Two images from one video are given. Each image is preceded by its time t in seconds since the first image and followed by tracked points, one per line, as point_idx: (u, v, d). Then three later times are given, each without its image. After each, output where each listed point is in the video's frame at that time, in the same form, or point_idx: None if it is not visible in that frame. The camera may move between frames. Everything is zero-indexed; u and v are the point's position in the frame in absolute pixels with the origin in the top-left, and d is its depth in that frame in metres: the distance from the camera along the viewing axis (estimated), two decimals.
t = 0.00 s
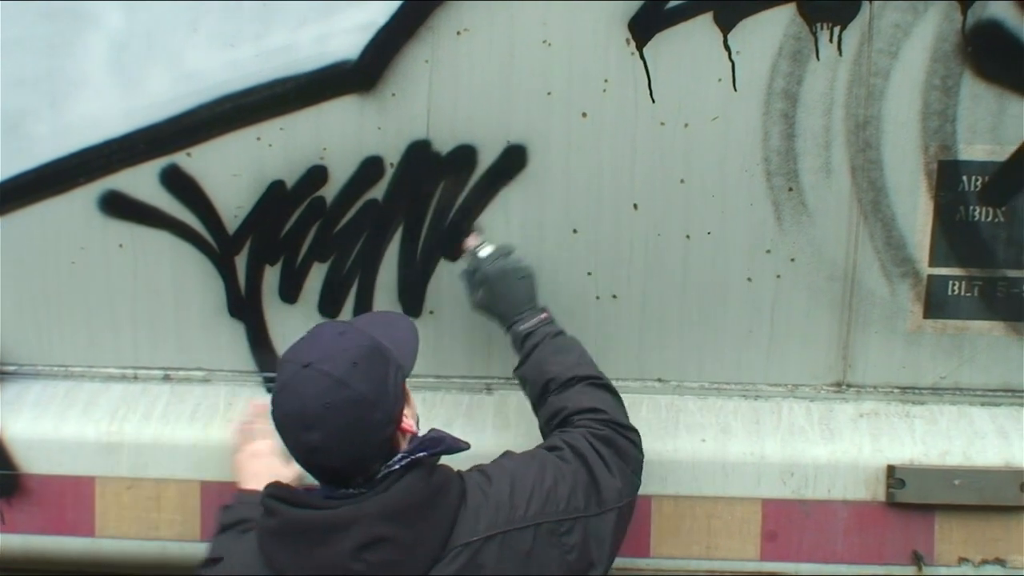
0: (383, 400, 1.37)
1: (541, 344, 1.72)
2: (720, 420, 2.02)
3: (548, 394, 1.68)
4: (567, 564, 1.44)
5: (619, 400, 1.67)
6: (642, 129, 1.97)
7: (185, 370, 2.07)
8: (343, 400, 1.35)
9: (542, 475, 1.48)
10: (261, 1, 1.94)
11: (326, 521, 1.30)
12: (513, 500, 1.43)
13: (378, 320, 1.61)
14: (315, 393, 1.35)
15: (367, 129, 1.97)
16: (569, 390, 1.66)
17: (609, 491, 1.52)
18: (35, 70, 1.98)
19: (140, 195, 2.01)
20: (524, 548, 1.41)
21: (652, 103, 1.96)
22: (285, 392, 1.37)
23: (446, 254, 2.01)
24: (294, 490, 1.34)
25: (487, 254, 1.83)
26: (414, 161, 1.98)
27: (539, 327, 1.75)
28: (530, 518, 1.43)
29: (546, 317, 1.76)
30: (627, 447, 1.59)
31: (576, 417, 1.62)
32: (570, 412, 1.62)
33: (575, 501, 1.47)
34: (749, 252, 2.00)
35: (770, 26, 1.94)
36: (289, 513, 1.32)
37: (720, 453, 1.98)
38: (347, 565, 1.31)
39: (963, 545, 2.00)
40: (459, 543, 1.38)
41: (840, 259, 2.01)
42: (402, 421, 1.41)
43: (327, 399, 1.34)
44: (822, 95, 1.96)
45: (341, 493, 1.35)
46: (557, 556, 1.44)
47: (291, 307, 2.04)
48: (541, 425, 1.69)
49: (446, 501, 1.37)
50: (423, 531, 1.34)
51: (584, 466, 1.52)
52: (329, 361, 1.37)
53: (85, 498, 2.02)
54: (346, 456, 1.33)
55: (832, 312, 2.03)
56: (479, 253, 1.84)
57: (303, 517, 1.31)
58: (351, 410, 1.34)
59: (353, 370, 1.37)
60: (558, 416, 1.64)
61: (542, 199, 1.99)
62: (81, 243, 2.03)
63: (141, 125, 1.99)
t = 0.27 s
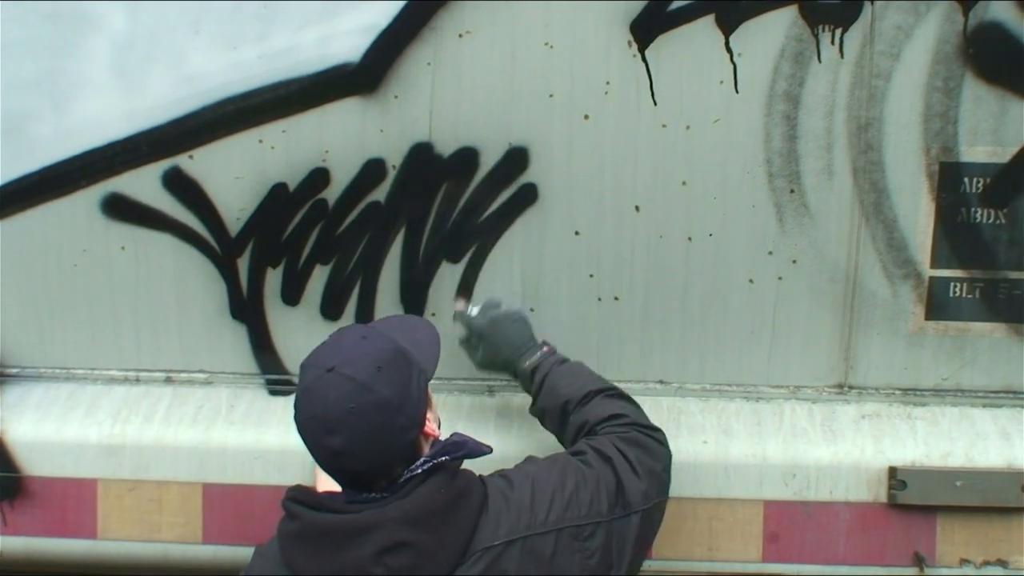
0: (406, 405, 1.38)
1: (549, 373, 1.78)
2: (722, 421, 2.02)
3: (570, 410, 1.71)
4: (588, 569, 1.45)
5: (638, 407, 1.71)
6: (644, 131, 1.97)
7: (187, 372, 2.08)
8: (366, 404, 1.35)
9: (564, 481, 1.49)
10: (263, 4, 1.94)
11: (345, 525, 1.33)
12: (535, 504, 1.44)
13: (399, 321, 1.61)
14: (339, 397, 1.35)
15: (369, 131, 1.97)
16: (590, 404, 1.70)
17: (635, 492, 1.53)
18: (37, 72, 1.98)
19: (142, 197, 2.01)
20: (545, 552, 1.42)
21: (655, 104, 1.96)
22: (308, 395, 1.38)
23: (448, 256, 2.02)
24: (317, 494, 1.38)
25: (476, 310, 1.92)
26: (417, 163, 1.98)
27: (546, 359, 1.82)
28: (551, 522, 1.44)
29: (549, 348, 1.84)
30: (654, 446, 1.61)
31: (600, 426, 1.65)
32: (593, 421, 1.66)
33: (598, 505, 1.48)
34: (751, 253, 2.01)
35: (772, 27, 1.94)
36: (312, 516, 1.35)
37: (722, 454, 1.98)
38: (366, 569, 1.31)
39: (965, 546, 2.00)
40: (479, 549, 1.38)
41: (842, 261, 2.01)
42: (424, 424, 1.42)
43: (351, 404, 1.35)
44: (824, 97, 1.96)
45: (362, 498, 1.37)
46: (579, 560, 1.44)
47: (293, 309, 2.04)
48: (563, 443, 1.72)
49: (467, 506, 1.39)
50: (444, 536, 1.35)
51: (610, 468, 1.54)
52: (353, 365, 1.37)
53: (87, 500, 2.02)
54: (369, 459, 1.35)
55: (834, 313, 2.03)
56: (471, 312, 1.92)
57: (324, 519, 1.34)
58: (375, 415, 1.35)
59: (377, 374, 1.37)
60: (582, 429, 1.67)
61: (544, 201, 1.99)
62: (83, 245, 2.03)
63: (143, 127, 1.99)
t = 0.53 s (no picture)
0: (418, 399, 1.38)
1: (607, 307, 1.72)
2: (719, 421, 2.02)
3: (598, 362, 1.69)
4: (596, 559, 1.47)
5: (665, 386, 1.66)
6: (641, 130, 1.97)
7: (184, 373, 2.08)
8: (379, 400, 1.35)
9: (574, 473, 1.49)
10: (260, 3, 1.94)
11: (358, 517, 1.33)
12: (545, 497, 1.46)
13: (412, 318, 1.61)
14: (350, 392, 1.35)
15: (366, 130, 1.97)
16: (618, 365, 1.66)
17: (641, 483, 1.54)
18: (34, 72, 1.98)
19: (139, 197, 2.01)
20: (555, 544, 1.43)
21: (651, 104, 1.96)
22: (321, 391, 1.38)
23: (445, 255, 2.02)
24: (329, 487, 1.37)
25: (588, 198, 1.84)
26: (413, 163, 1.98)
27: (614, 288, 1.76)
28: (562, 514, 1.45)
29: (621, 279, 1.78)
30: (662, 438, 1.60)
31: (619, 398, 1.62)
32: (613, 391, 1.63)
33: (606, 495, 1.50)
34: (748, 252, 2.01)
35: (768, 27, 1.94)
36: (324, 510, 1.34)
37: (719, 453, 1.98)
38: (379, 562, 1.31)
39: (962, 545, 2.01)
40: (492, 541, 1.40)
41: (838, 259, 2.01)
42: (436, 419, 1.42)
43: (364, 399, 1.35)
44: (820, 96, 1.96)
45: (374, 491, 1.36)
46: (587, 551, 1.46)
47: (290, 308, 2.04)
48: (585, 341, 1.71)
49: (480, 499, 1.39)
50: (456, 529, 1.36)
51: (616, 458, 1.54)
52: (365, 361, 1.37)
53: (84, 500, 2.02)
54: (382, 454, 1.34)
55: (831, 312, 2.03)
56: (582, 194, 1.84)
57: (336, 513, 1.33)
58: (388, 409, 1.35)
59: (388, 369, 1.37)
60: (601, 390, 1.64)
61: (541, 200, 1.99)
62: (80, 245, 2.03)
63: (140, 127, 1.99)
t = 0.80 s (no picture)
0: (414, 407, 1.35)
1: (582, 359, 1.71)
2: (716, 421, 2.02)
3: (596, 400, 1.65)
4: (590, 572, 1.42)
5: (666, 399, 1.63)
6: (638, 131, 1.97)
7: (182, 374, 2.08)
8: (374, 404, 1.33)
9: (568, 485, 1.45)
10: (257, 5, 1.94)
11: (348, 519, 1.31)
12: (535, 510, 1.42)
13: (416, 327, 1.61)
14: (346, 396, 1.33)
15: (363, 132, 1.97)
16: (616, 393, 1.63)
17: (646, 494, 1.48)
18: (31, 74, 1.99)
19: (136, 198, 2.01)
20: (545, 556, 1.39)
21: (648, 105, 1.96)
22: (317, 394, 1.36)
23: (442, 256, 2.02)
24: (322, 491, 1.36)
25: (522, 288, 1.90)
26: (410, 164, 1.98)
27: (582, 343, 1.74)
28: (554, 526, 1.41)
29: (586, 333, 1.77)
30: (672, 447, 1.54)
31: (621, 419, 1.58)
32: (614, 417, 1.59)
33: (604, 509, 1.45)
34: (744, 253, 2.01)
35: (765, 27, 1.94)
36: (314, 512, 1.33)
37: (717, 453, 1.98)
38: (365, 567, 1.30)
39: (960, 545, 2.01)
40: (478, 551, 1.36)
41: (835, 260, 2.01)
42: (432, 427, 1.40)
43: (359, 402, 1.33)
44: (817, 96, 1.96)
45: (367, 495, 1.34)
46: (581, 564, 1.41)
47: (287, 310, 2.04)
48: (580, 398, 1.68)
49: (469, 509, 1.37)
50: (444, 538, 1.33)
51: (621, 469, 1.49)
52: (362, 365, 1.35)
53: (82, 501, 2.02)
54: (374, 459, 1.32)
55: (828, 312, 2.03)
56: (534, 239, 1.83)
57: (326, 515, 1.32)
58: (383, 414, 1.33)
59: (385, 374, 1.35)
60: (602, 418, 1.61)
61: (537, 201, 1.99)
62: (77, 247, 2.03)
63: (137, 129, 1.99)
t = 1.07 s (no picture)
0: (418, 413, 1.34)
1: (580, 372, 1.74)
2: (716, 421, 2.02)
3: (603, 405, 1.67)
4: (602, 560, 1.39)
5: (668, 387, 1.66)
6: (637, 131, 1.97)
7: (181, 374, 2.08)
8: (376, 412, 1.32)
9: (570, 476, 1.44)
10: (256, 6, 1.94)
11: (355, 522, 1.30)
12: (538, 501, 1.40)
13: (425, 334, 1.59)
14: (349, 403, 1.33)
15: (362, 132, 1.97)
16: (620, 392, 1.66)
17: (651, 474, 1.46)
18: (31, 75, 1.99)
19: (135, 199, 2.01)
20: (551, 543, 1.37)
21: (647, 105, 1.96)
22: (322, 401, 1.36)
23: (441, 257, 2.02)
24: (330, 494, 1.36)
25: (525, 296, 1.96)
26: (409, 165, 1.98)
27: (573, 363, 1.77)
28: (558, 514, 1.39)
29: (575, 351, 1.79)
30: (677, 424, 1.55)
31: (627, 414, 1.61)
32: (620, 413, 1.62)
33: (608, 494, 1.42)
34: (744, 253, 2.01)
35: (764, 27, 1.94)
36: (324, 514, 1.32)
37: (716, 453, 1.98)
38: (372, 566, 1.29)
39: (959, 545, 2.00)
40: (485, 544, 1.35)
41: (834, 260, 2.01)
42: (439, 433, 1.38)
43: (362, 410, 1.32)
44: (816, 97, 1.97)
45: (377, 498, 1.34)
46: (590, 551, 1.38)
47: (287, 310, 2.04)
48: (591, 408, 1.70)
49: (475, 506, 1.36)
50: (451, 535, 1.32)
51: (625, 454, 1.49)
52: (365, 372, 1.35)
53: (82, 501, 2.02)
54: (377, 466, 1.32)
55: (827, 313, 2.03)
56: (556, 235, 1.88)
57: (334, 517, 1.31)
58: (386, 422, 1.32)
59: (388, 382, 1.34)
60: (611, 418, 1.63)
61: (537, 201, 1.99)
62: (77, 248, 2.03)
63: (137, 129, 1.99)
